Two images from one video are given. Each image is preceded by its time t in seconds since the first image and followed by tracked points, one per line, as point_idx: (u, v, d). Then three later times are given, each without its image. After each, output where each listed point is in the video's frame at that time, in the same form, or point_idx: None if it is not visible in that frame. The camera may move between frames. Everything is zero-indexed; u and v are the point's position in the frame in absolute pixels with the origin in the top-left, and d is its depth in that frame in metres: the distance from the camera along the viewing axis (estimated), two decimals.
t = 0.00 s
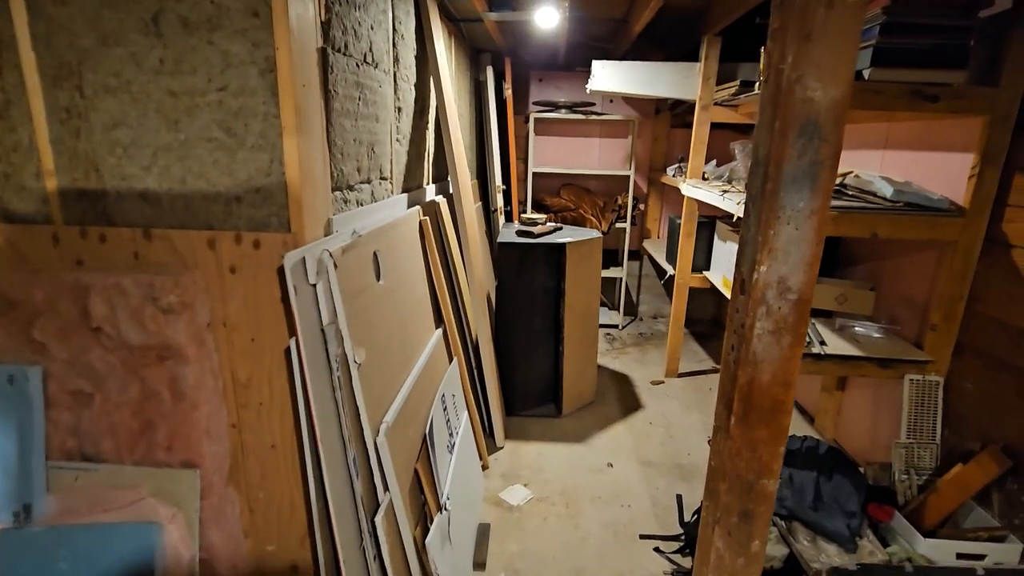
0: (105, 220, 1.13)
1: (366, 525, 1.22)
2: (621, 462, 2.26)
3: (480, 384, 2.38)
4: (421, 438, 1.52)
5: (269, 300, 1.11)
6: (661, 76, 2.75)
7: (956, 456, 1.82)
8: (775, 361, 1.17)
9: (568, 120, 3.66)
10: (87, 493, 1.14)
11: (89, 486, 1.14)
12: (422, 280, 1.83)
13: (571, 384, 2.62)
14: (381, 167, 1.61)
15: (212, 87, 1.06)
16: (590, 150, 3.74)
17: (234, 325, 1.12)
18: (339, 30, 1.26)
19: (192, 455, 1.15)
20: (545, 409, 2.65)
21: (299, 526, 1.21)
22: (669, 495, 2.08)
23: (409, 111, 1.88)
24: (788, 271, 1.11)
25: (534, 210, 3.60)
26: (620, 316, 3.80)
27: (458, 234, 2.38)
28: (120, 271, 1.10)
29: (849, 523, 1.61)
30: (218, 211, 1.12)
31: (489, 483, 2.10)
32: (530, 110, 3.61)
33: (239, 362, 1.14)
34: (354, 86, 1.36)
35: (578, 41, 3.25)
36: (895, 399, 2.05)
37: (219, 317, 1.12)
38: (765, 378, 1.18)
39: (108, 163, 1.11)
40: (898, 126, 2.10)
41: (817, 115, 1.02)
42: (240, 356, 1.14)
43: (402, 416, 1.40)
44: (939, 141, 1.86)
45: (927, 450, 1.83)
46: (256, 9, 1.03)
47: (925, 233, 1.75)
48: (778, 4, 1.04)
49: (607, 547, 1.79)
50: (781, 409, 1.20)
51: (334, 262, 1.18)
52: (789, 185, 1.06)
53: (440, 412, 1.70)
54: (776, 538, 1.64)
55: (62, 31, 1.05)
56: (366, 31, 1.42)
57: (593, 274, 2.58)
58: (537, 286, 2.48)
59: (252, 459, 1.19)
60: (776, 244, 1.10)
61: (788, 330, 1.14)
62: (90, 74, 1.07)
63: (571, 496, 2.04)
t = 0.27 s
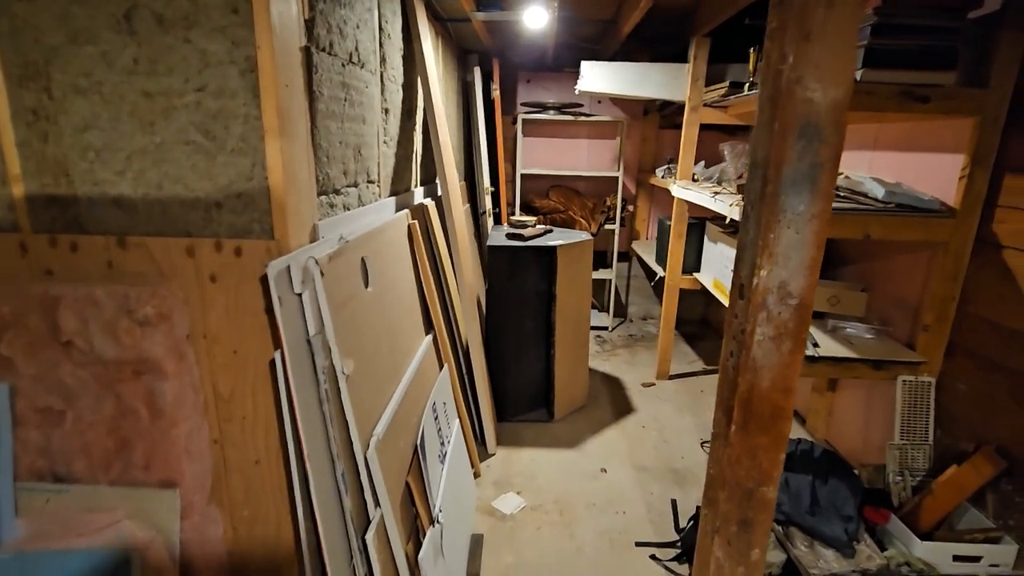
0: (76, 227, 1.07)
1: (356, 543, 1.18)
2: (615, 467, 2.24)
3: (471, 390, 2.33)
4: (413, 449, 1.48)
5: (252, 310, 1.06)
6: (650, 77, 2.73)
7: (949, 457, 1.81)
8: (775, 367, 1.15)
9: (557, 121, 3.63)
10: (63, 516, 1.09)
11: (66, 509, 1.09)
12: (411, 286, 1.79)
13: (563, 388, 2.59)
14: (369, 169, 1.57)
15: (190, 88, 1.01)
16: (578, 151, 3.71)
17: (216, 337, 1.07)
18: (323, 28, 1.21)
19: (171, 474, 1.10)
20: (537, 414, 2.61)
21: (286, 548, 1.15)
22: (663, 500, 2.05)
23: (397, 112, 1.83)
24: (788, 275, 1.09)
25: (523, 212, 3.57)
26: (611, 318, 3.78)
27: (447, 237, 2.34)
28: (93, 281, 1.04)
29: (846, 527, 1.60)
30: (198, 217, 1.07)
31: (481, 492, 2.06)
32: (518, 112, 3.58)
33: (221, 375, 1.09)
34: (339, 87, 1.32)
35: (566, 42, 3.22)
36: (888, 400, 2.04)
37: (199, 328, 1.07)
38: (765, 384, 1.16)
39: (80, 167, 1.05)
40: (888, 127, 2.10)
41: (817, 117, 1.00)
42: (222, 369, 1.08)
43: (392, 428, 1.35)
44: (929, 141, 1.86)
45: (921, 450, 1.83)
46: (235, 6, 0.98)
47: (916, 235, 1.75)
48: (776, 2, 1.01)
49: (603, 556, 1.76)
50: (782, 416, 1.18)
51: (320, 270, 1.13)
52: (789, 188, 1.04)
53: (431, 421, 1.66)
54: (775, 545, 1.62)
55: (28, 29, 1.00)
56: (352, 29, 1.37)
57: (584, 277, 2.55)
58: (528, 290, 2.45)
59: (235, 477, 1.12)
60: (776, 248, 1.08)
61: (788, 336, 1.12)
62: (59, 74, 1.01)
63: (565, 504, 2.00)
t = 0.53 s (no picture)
0: (42, 239, 1.00)
1: (348, 565, 1.12)
2: (607, 473, 2.21)
3: (460, 398, 2.29)
4: (404, 464, 1.43)
5: (234, 325, 1.00)
6: (636, 78, 2.72)
7: (939, 457, 1.83)
8: (776, 374, 1.13)
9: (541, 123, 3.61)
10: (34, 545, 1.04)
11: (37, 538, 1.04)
12: (399, 294, 1.74)
13: (553, 393, 2.56)
14: (354, 174, 1.52)
15: (164, 90, 0.96)
16: (563, 153, 3.69)
17: (195, 354, 1.01)
18: (305, 28, 1.16)
19: (150, 499, 1.04)
20: (527, 421, 2.58)
21: None
22: (657, 505, 2.03)
23: (381, 115, 1.78)
24: (788, 281, 1.07)
25: (509, 214, 3.53)
26: (598, 320, 3.77)
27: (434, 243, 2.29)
28: (62, 297, 0.98)
29: (842, 530, 1.60)
30: (175, 228, 1.01)
31: (473, 503, 2.02)
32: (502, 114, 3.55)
33: (200, 394, 1.03)
34: (323, 89, 1.27)
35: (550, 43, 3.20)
36: (877, 400, 2.05)
37: (177, 344, 1.00)
38: (766, 392, 1.14)
39: (45, 176, 0.98)
40: (872, 129, 2.11)
41: (817, 120, 0.99)
42: (202, 386, 1.02)
43: (383, 443, 1.31)
44: (915, 143, 1.87)
45: (911, 450, 1.84)
46: (211, 4, 0.92)
47: (904, 236, 1.76)
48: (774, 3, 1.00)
49: (599, 565, 1.73)
50: (783, 423, 1.16)
51: (306, 281, 1.08)
52: (789, 193, 1.02)
53: (422, 433, 1.61)
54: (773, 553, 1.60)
55: None
56: (335, 30, 1.32)
57: (573, 281, 2.52)
58: (517, 295, 2.41)
59: (218, 501, 1.05)
60: (776, 253, 1.06)
61: (788, 342, 1.11)
62: (22, 77, 0.95)
63: (558, 512, 1.97)
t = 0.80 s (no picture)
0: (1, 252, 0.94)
1: None
2: (597, 477, 2.19)
3: (447, 404, 2.25)
4: (392, 476, 1.39)
5: (212, 340, 0.95)
6: (618, 79, 2.71)
7: (923, 453, 1.85)
8: (769, 378, 1.12)
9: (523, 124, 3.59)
10: None
11: None
12: (383, 301, 1.69)
13: (540, 397, 2.54)
14: (335, 179, 1.47)
15: (133, 94, 0.90)
16: (545, 153, 3.68)
17: (171, 371, 0.96)
18: (284, 28, 1.11)
19: (124, 522, 0.99)
20: (514, 425, 2.55)
21: None
22: (647, 507, 2.03)
23: (363, 118, 1.74)
24: (782, 284, 1.06)
25: (491, 216, 3.51)
26: (582, 321, 3.76)
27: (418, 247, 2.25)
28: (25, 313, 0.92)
29: (831, 529, 1.61)
30: (147, 238, 0.95)
31: (462, 511, 1.98)
32: (483, 115, 3.52)
33: (177, 413, 0.98)
34: (303, 91, 1.22)
35: (531, 43, 3.17)
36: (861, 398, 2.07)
37: (151, 360, 0.96)
38: (760, 396, 1.13)
39: (5, 184, 0.92)
40: (856, 130, 2.14)
41: (809, 122, 0.98)
42: (180, 405, 0.97)
43: (370, 457, 1.26)
44: (896, 143, 1.90)
45: (895, 446, 1.86)
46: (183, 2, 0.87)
47: (887, 236, 1.77)
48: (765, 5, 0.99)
49: (591, 572, 1.71)
50: (776, 427, 1.15)
51: (288, 292, 1.04)
52: (782, 196, 1.01)
53: (410, 443, 1.57)
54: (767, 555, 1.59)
55: None
56: (314, 29, 1.28)
57: (558, 283, 2.50)
58: (502, 298, 2.38)
59: (197, 522, 1.01)
60: (770, 257, 1.05)
61: (782, 345, 1.10)
62: None
63: (549, 518, 1.95)
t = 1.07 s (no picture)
0: None
1: None
2: (586, 478, 2.19)
3: (434, 408, 2.22)
4: (380, 485, 1.36)
5: (193, 351, 0.91)
6: (601, 79, 2.71)
7: (905, 447, 1.88)
8: (761, 378, 1.12)
9: (506, 124, 3.57)
10: None
11: None
12: (368, 305, 1.66)
13: (527, 399, 2.53)
14: (318, 182, 1.43)
15: (105, 94, 0.86)
16: (528, 153, 3.67)
17: (149, 384, 0.92)
18: (264, 26, 1.08)
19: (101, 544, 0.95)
20: (501, 428, 2.53)
21: None
22: (637, 507, 2.02)
23: (345, 118, 1.70)
24: (773, 285, 1.06)
25: (475, 217, 3.48)
26: (567, 321, 3.76)
27: (402, 249, 2.22)
28: None
29: (820, 525, 1.62)
30: (121, 246, 0.91)
31: (450, 517, 1.95)
32: (466, 115, 3.49)
33: (156, 428, 0.94)
34: (284, 91, 1.18)
35: (513, 43, 3.16)
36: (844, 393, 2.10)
37: (128, 374, 0.91)
38: (752, 396, 1.13)
39: None
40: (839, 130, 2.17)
41: (799, 122, 0.98)
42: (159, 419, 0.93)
43: (358, 467, 1.23)
44: (877, 142, 1.93)
45: (878, 440, 1.89)
46: None
47: (868, 234, 1.80)
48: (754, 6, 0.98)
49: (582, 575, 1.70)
50: (768, 427, 1.15)
51: (271, 300, 1.00)
52: (772, 196, 1.01)
53: (397, 450, 1.54)
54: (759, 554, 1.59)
55: None
56: (295, 27, 1.24)
57: (544, 284, 2.49)
58: (488, 300, 2.36)
59: (178, 541, 0.97)
60: (761, 257, 1.05)
61: (773, 346, 1.10)
62: None
63: (538, 522, 1.93)
